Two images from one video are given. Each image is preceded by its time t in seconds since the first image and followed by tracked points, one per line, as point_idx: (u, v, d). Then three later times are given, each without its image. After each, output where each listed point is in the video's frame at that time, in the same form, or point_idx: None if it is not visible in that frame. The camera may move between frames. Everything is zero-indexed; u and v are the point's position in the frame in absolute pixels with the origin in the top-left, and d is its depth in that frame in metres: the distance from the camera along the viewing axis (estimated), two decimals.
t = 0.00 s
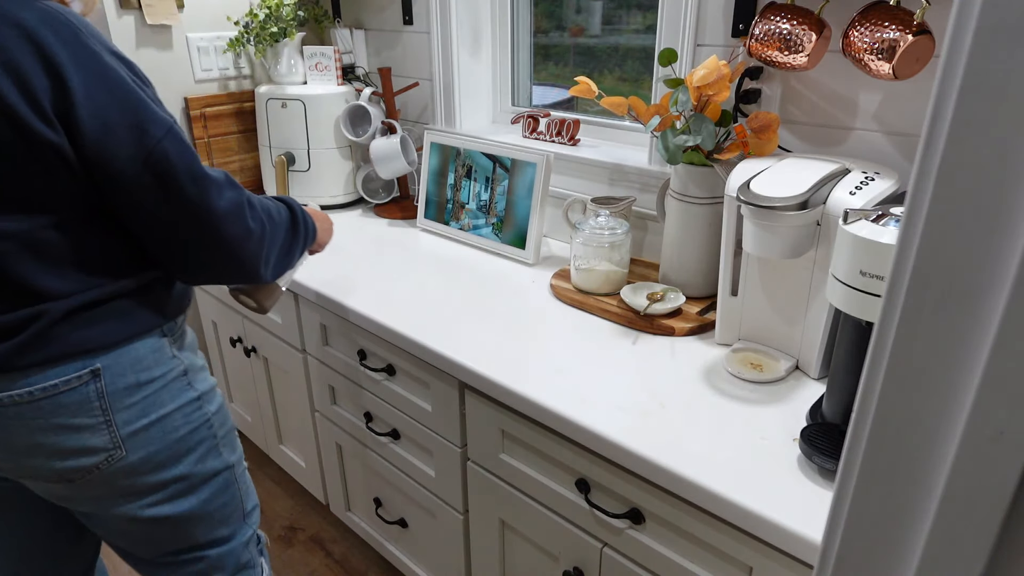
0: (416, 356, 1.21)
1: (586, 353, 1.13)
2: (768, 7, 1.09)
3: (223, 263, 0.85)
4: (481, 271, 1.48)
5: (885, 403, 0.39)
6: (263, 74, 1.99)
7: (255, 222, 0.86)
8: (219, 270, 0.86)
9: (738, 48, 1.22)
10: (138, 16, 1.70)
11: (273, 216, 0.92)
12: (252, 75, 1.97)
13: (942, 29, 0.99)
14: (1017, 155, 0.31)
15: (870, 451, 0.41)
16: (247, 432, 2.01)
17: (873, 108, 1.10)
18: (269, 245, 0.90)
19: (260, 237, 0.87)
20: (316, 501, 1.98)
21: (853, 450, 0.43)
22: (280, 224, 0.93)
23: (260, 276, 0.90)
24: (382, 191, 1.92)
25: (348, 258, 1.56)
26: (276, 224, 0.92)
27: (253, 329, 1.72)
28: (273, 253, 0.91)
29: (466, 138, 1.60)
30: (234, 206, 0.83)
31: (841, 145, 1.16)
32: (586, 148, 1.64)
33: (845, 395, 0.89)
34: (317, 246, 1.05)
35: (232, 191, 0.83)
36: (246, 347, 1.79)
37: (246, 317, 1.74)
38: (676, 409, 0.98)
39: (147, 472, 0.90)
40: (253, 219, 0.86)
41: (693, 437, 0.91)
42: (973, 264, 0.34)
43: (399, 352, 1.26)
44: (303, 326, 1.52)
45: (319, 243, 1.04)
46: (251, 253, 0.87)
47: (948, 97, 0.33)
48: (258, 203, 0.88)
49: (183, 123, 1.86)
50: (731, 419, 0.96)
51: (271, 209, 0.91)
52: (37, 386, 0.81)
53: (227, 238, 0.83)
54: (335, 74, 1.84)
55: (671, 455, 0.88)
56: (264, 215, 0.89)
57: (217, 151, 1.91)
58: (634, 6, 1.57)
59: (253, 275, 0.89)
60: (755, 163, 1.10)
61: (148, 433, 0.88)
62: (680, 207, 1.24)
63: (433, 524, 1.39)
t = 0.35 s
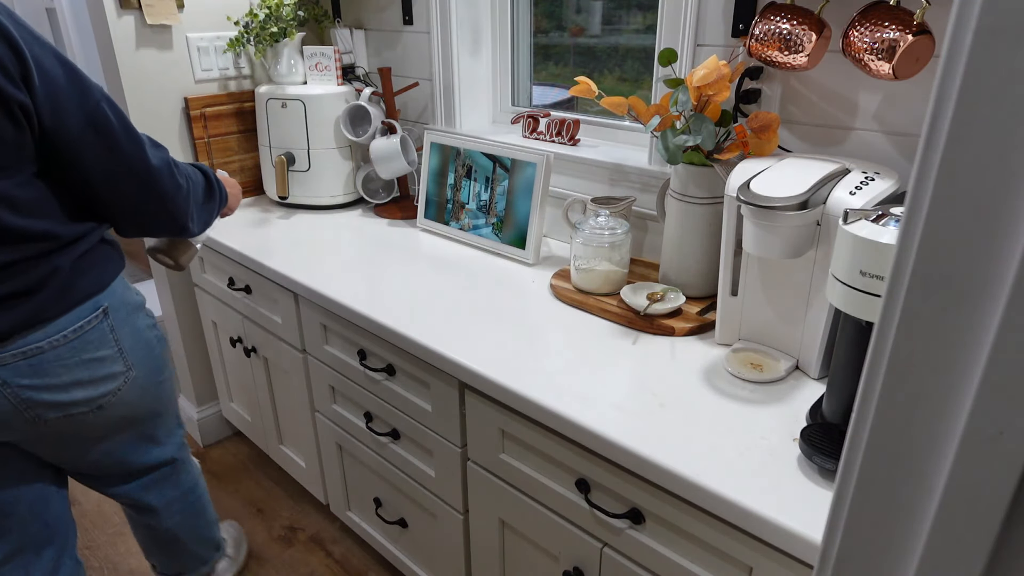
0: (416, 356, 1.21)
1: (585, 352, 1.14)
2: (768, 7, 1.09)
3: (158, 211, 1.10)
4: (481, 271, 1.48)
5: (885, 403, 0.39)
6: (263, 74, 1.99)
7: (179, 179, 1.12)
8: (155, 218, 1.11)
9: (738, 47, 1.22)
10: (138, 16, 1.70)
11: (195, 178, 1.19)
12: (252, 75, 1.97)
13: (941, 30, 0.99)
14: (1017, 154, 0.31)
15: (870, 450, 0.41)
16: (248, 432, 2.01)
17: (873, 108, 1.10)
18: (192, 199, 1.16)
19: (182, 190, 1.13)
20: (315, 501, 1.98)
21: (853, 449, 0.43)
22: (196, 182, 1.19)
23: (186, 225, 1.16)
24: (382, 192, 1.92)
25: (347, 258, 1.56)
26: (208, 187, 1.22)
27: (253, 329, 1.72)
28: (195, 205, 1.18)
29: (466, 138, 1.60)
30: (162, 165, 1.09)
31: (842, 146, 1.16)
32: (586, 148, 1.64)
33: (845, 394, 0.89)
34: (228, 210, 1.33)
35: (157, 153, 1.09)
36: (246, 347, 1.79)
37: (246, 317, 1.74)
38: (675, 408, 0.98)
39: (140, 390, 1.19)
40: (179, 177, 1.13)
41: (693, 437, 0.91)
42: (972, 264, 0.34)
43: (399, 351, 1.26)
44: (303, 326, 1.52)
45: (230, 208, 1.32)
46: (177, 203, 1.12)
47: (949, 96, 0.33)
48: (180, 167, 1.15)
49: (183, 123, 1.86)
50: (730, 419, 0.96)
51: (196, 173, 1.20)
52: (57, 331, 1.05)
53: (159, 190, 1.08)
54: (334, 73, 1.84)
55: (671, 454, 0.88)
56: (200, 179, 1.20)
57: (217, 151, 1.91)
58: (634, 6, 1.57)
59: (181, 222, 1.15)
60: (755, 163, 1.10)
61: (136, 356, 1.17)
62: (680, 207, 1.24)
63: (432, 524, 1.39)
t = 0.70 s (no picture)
0: (416, 356, 1.21)
1: (585, 352, 1.14)
2: (768, 7, 1.09)
3: (134, 191, 1.29)
4: (481, 271, 1.48)
5: (885, 402, 0.39)
6: (263, 74, 1.99)
7: (149, 163, 1.31)
8: (130, 198, 1.30)
9: (738, 47, 1.22)
10: (138, 16, 1.70)
11: (159, 166, 1.37)
12: (252, 75, 1.97)
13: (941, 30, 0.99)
14: (1016, 153, 0.31)
15: (870, 449, 0.41)
16: (248, 432, 2.01)
17: (873, 108, 1.10)
18: (160, 182, 1.35)
19: (153, 173, 1.31)
20: (315, 501, 1.98)
21: (854, 448, 0.43)
22: (161, 168, 1.38)
23: (159, 205, 1.35)
24: (382, 192, 1.92)
25: (347, 258, 1.56)
26: (171, 172, 1.39)
27: (253, 329, 1.72)
28: (164, 188, 1.36)
29: (465, 139, 1.61)
30: (136, 153, 1.27)
31: (842, 146, 1.16)
32: (586, 148, 1.64)
33: (844, 394, 0.89)
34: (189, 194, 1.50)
35: (131, 140, 1.27)
36: (246, 347, 1.79)
37: (246, 317, 1.74)
38: (675, 408, 0.98)
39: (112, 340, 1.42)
40: (149, 161, 1.31)
41: (693, 437, 0.91)
42: (972, 263, 0.34)
43: (398, 351, 1.27)
44: (303, 326, 1.52)
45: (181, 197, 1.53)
46: (149, 185, 1.31)
47: (950, 94, 0.33)
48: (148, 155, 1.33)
49: (183, 123, 1.86)
50: (730, 418, 0.96)
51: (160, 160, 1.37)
52: (75, 275, 1.24)
53: (133, 174, 1.27)
54: (334, 73, 1.84)
55: (670, 454, 0.88)
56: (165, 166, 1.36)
57: (217, 151, 1.91)
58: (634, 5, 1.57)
59: (153, 203, 1.33)
60: (755, 163, 1.10)
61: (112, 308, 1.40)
62: (680, 207, 1.24)
63: (432, 523, 1.39)
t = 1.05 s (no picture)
0: (416, 355, 1.21)
1: (584, 352, 1.14)
2: (768, 7, 1.09)
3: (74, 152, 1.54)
4: (481, 271, 1.48)
5: (885, 402, 0.39)
6: (263, 74, 2.00)
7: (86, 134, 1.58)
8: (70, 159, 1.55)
9: (738, 47, 1.22)
10: (138, 16, 1.70)
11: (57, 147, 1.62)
12: (252, 75, 1.97)
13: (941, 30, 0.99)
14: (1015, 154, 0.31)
15: (870, 449, 0.41)
16: (247, 432, 2.01)
17: (873, 108, 1.10)
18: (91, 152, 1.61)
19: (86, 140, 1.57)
20: (315, 501, 1.98)
21: (854, 449, 0.43)
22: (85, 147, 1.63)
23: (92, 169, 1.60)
24: (382, 192, 1.92)
25: (347, 258, 1.56)
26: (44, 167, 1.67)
27: (253, 328, 1.72)
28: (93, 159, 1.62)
29: (465, 138, 1.61)
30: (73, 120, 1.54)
31: (842, 146, 1.16)
32: (586, 148, 1.64)
33: (844, 394, 0.89)
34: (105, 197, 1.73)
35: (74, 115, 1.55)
36: (246, 347, 1.79)
37: (246, 317, 1.74)
38: (675, 408, 0.98)
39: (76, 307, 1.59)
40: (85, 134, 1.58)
41: (692, 437, 0.91)
42: (972, 264, 0.34)
43: (398, 351, 1.27)
44: (303, 326, 1.52)
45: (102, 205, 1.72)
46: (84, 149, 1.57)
47: (950, 95, 0.33)
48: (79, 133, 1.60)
49: (183, 123, 1.86)
50: (730, 418, 0.96)
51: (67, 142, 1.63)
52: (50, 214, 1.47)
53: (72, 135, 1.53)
54: (334, 73, 1.84)
55: (670, 454, 0.88)
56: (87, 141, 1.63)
57: (217, 151, 1.91)
58: (634, 5, 1.57)
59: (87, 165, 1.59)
60: (755, 163, 1.10)
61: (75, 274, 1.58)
62: (680, 207, 1.24)
63: (432, 523, 1.39)
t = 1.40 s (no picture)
0: (416, 355, 1.21)
1: (584, 352, 1.14)
2: (768, 7, 1.09)
3: None
4: (480, 271, 1.48)
5: (885, 403, 0.39)
6: (263, 74, 1.99)
7: None
8: None
9: (738, 47, 1.22)
10: (138, 16, 1.70)
11: None
12: (252, 75, 1.97)
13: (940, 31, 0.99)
14: (1016, 155, 0.31)
15: (869, 450, 0.41)
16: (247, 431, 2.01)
17: (873, 108, 1.10)
18: None
19: None
20: (315, 501, 1.98)
21: (854, 449, 0.43)
22: None
23: None
24: (382, 192, 1.92)
25: (347, 258, 1.56)
26: None
27: (253, 328, 1.72)
28: None
29: (465, 139, 1.61)
30: None
31: (842, 146, 1.16)
32: (586, 148, 1.64)
33: (844, 394, 0.89)
34: None
35: None
36: (246, 347, 1.79)
37: (246, 317, 1.74)
38: (675, 408, 0.98)
39: None
40: None
41: (693, 437, 0.91)
42: (971, 265, 0.34)
43: (398, 351, 1.27)
44: (303, 326, 1.52)
45: None
46: None
47: (949, 97, 0.33)
48: None
49: (183, 124, 1.86)
50: (730, 418, 0.96)
51: None
52: None
53: None
54: (334, 72, 1.84)
55: (671, 454, 0.88)
56: None
57: (217, 151, 1.91)
58: (633, 5, 1.57)
59: None
60: (755, 163, 1.10)
61: None
62: (680, 207, 1.24)
63: (432, 523, 1.39)
